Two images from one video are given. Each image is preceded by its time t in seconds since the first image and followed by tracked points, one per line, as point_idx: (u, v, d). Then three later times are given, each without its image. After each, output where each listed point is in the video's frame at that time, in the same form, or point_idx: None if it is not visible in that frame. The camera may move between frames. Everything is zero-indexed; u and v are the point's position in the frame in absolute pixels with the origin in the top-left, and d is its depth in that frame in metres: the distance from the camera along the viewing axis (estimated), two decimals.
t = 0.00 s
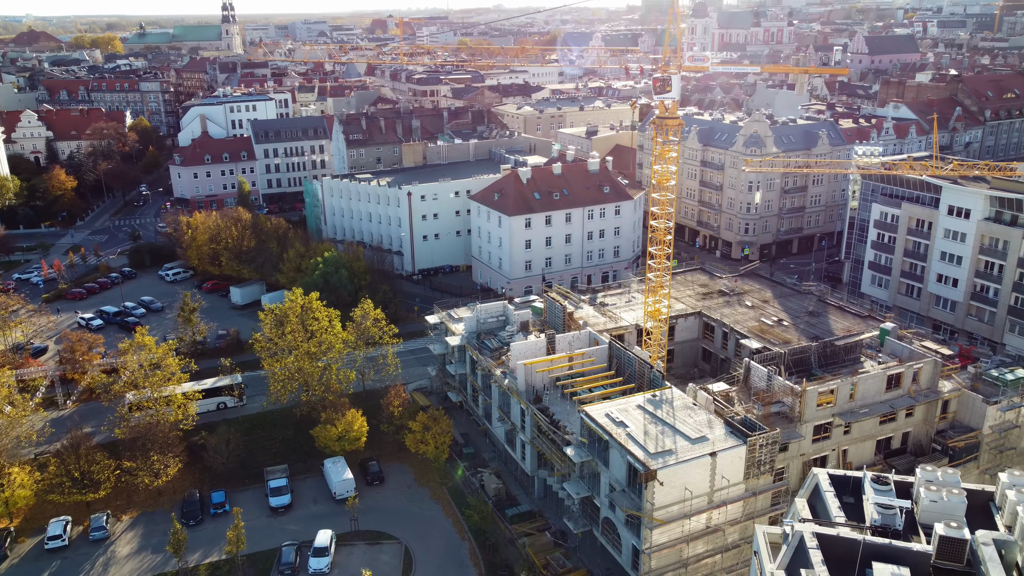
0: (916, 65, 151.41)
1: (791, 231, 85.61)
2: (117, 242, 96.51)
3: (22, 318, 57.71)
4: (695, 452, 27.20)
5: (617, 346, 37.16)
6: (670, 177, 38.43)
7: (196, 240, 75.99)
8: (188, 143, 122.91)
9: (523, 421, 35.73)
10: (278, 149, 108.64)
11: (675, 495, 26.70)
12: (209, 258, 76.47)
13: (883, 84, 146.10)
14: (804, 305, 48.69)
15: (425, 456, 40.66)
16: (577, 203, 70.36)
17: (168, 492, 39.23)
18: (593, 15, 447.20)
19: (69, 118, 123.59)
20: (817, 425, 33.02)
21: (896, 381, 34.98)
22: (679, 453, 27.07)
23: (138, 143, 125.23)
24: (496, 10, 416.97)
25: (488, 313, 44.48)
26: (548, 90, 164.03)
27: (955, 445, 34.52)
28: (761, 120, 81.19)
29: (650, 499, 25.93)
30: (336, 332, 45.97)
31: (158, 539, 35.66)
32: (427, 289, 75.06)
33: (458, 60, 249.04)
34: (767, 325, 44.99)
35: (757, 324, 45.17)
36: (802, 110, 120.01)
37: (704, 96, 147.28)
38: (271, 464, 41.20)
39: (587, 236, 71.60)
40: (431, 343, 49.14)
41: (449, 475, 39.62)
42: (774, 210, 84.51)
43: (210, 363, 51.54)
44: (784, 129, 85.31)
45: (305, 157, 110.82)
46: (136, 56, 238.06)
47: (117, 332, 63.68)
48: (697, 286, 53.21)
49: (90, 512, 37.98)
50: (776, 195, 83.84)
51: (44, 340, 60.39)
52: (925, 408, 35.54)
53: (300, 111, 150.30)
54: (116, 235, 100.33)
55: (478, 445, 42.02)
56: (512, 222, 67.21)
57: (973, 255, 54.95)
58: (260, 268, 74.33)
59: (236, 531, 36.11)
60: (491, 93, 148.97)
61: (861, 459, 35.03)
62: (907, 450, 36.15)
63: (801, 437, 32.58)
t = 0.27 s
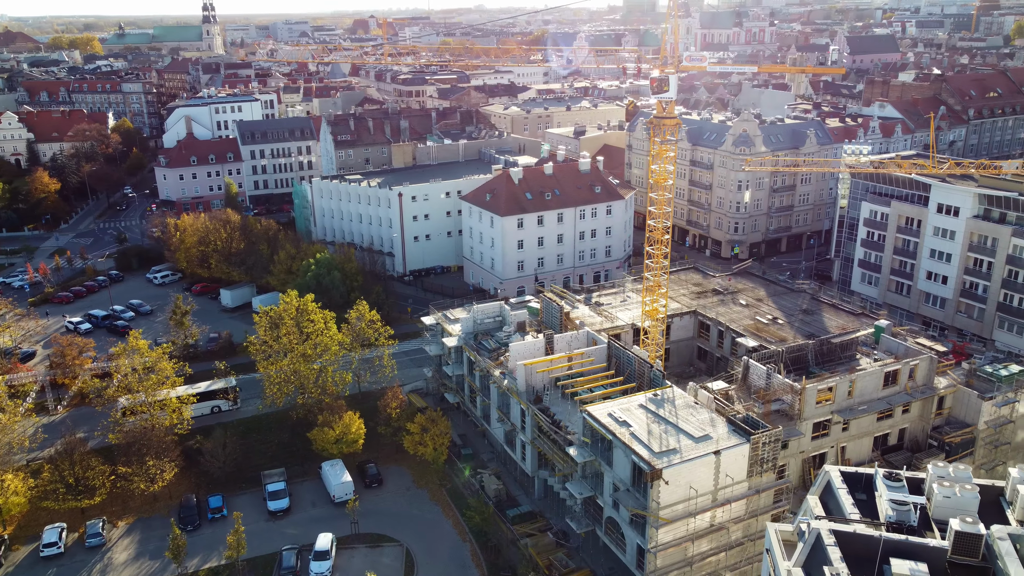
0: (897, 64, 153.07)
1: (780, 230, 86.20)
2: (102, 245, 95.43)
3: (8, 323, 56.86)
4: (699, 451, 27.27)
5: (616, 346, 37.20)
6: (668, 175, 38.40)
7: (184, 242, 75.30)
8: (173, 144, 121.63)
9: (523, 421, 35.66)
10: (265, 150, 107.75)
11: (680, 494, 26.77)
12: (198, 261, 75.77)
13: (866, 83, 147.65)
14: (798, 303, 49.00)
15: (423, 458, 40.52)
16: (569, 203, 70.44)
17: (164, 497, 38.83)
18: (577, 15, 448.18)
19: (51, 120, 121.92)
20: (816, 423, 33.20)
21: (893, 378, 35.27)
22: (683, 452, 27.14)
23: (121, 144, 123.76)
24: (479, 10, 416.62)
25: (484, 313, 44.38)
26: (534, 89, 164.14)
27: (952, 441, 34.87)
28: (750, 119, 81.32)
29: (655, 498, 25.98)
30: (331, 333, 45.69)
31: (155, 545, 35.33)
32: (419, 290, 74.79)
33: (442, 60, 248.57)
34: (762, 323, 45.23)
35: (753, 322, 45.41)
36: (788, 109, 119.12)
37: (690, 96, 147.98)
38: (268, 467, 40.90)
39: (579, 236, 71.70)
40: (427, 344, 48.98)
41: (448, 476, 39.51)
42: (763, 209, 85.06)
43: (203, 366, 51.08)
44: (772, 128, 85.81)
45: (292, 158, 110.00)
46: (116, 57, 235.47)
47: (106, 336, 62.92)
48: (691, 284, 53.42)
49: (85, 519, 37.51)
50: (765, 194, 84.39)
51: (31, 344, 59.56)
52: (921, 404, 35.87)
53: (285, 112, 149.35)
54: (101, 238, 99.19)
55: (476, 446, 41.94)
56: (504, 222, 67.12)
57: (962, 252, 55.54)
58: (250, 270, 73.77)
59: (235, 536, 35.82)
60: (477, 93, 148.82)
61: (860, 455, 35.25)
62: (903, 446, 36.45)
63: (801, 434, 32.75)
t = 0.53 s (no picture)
0: (879, 63, 154.62)
1: (769, 228, 86.71)
2: (89, 247, 94.35)
3: None
4: (703, 449, 27.36)
5: (616, 345, 37.28)
6: (666, 175, 38.59)
7: (173, 244, 74.63)
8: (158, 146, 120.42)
9: (524, 422, 35.63)
10: (252, 151, 106.84)
11: (685, 493, 26.87)
12: (187, 263, 75.10)
13: (849, 82, 149.03)
14: (792, 301, 49.32)
15: (422, 460, 40.40)
16: (562, 203, 70.49)
17: (161, 502, 38.46)
18: (560, 15, 448.76)
19: (33, 121, 120.12)
20: (816, 420, 33.41)
21: (890, 375, 35.57)
22: (688, 451, 27.22)
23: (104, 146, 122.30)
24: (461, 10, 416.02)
25: (482, 314, 44.33)
26: (520, 89, 164.10)
27: (949, 436, 35.23)
28: (739, 119, 81.88)
29: (662, 497, 26.06)
30: (327, 335, 45.44)
31: (153, 551, 34.99)
32: (411, 291, 74.53)
33: (427, 60, 248.10)
34: (758, 322, 45.49)
35: (749, 321, 45.67)
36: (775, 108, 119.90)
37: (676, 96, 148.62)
38: (266, 471, 40.62)
39: (572, 236, 71.78)
40: (424, 345, 48.88)
41: (448, 477, 39.42)
42: (752, 208, 85.58)
43: (197, 369, 50.64)
44: (761, 127, 86.30)
45: (279, 159, 109.27)
46: (96, 57, 232.91)
47: (95, 340, 62.20)
48: (686, 283, 53.63)
49: (81, 525, 37.07)
50: (755, 193, 84.93)
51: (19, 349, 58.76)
52: (918, 400, 36.21)
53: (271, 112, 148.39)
54: (87, 240, 98.06)
55: (475, 447, 41.87)
56: (497, 223, 67.07)
57: (952, 250, 56.15)
58: (240, 271, 73.22)
59: (234, 540, 35.55)
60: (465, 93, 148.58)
61: (858, 452, 35.47)
62: (900, 442, 36.75)
63: (801, 432, 32.92)
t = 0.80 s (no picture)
0: (863, 62, 155.93)
1: (759, 227, 87.24)
2: (75, 250, 93.20)
3: None
4: (708, 448, 27.45)
5: (616, 345, 37.34)
6: (664, 175, 38.55)
7: (163, 247, 73.93)
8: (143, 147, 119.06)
9: (525, 422, 35.59)
10: (239, 152, 105.81)
11: (691, 491, 26.95)
12: (177, 265, 74.41)
13: (834, 82, 150.13)
14: (787, 299, 49.60)
15: (422, 461, 40.30)
16: (554, 203, 70.53)
17: (158, 507, 38.09)
18: (544, 15, 449.40)
19: (14, 123, 118.76)
20: (816, 418, 33.58)
21: (888, 371, 35.86)
22: (693, 449, 27.31)
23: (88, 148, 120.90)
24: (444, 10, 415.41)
25: (479, 315, 44.19)
26: (507, 90, 163.94)
27: (946, 432, 35.56)
28: (730, 118, 82.28)
29: (668, 496, 26.12)
30: (323, 337, 45.18)
31: (152, 557, 34.68)
32: (403, 292, 74.22)
33: (412, 61, 247.60)
34: (754, 320, 45.72)
35: (745, 320, 45.89)
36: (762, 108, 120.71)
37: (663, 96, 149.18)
38: (263, 474, 40.34)
39: (564, 236, 71.86)
40: (420, 346, 48.76)
41: (448, 479, 39.34)
42: (743, 207, 86.04)
43: (191, 373, 50.20)
44: (751, 126, 86.74)
45: (267, 160, 108.42)
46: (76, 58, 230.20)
47: (85, 344, 61.41)
48: (681, 282, 53.79)
49: (76, 531, 36.59)
50: (745, 192, 85.41)
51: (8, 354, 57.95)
52: (915, 397, 36.50)
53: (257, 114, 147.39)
54: (73, 243, 96.87)
55: (474, 448, 41.78)
56: (490, 223, 66.96)
57: (943, 247, 56.71)
58: (231, 273, 72.66)
59: (234, 544, 35.27)
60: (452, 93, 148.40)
61: (857, 449, 35.67)
62: (897, 439, 37.02)
63: (801, 429, 33.08)
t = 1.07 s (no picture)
0: (847, 61, 157.22)
1: (749, 226, 87.73)
2: (62, 253, 92.08)
3: None
4: (713, 446, 27.55)
5: (615, 345, 37.41)
6: (662, 174, 38.59)
7: (152, 249, 73.21)
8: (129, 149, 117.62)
9: (527, 423, 35.57)
10: (227, 153, 104.97)
11: (697, 490, 27.05)
12: (167, 268, 73.74)
13: (819, 81, 151.26)
14: (782, 297, 49.88)
15: (421, 462, 40.19)
16: (547, 203, 70.57)
17: (155, 512, 37.72)
18: (528, 15, 449.41)
19: None
20: (815, 415, 33.79)
21: (886, 368, 36.13)
22: (698, 448, 27.39)
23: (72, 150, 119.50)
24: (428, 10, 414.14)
25: (477, 315, 44.05)
26: (494, 90, 163.77)
27: (943, 428, 35.90)
28: (720, 117, 82.66)
29: (675, 495, 26.18)
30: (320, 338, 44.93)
31: (151, 562, 34.35)
32: (396, 293, 73.95)
33: (397, 61, 246.76)
34: (750, 319, 45.95)
35: (741, 318, 46.09)
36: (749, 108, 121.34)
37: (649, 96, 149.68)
38: (262, 478, 40.07)
39: (557, 236, 71.93)
40: (417, 347, 48.68)
41: (448, 480, 39.26)
42: (733, 206, 86.47)
43: (185, 376, 49.77)
44: (741, 126, 87.15)
45: (254, 162, 107.61)
46: (56, 58, 227.32)
47: (74, 348, 60.69)
48: (676, 281, 53.97)
49: (73, 537, 36.18)
50: (735, 191, 85.86)
51: None
52: (912, 393, 36.82)
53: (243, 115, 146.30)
54: (59, 246, 95.70)
55: (473, 449, 41.70)
56: (483, 223, 66.89)
57: (934, 245, 57.27)
58: (222, 276, 72.10)
59: (234, 549, 35.01)
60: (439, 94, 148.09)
61: (856, 446, 35.91)
62: (895, 435, 37.31)
63: (802, 426, 33.26)
